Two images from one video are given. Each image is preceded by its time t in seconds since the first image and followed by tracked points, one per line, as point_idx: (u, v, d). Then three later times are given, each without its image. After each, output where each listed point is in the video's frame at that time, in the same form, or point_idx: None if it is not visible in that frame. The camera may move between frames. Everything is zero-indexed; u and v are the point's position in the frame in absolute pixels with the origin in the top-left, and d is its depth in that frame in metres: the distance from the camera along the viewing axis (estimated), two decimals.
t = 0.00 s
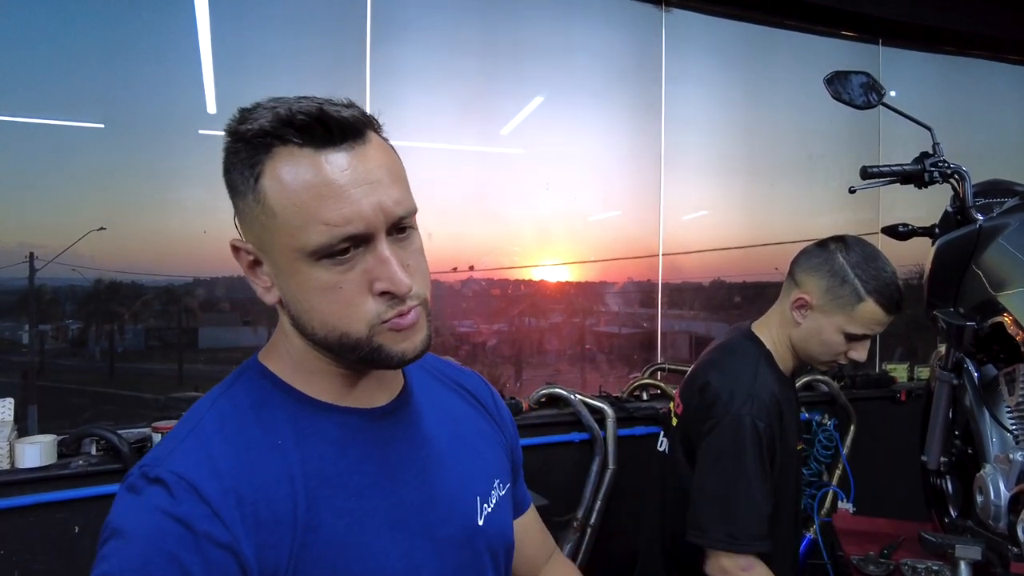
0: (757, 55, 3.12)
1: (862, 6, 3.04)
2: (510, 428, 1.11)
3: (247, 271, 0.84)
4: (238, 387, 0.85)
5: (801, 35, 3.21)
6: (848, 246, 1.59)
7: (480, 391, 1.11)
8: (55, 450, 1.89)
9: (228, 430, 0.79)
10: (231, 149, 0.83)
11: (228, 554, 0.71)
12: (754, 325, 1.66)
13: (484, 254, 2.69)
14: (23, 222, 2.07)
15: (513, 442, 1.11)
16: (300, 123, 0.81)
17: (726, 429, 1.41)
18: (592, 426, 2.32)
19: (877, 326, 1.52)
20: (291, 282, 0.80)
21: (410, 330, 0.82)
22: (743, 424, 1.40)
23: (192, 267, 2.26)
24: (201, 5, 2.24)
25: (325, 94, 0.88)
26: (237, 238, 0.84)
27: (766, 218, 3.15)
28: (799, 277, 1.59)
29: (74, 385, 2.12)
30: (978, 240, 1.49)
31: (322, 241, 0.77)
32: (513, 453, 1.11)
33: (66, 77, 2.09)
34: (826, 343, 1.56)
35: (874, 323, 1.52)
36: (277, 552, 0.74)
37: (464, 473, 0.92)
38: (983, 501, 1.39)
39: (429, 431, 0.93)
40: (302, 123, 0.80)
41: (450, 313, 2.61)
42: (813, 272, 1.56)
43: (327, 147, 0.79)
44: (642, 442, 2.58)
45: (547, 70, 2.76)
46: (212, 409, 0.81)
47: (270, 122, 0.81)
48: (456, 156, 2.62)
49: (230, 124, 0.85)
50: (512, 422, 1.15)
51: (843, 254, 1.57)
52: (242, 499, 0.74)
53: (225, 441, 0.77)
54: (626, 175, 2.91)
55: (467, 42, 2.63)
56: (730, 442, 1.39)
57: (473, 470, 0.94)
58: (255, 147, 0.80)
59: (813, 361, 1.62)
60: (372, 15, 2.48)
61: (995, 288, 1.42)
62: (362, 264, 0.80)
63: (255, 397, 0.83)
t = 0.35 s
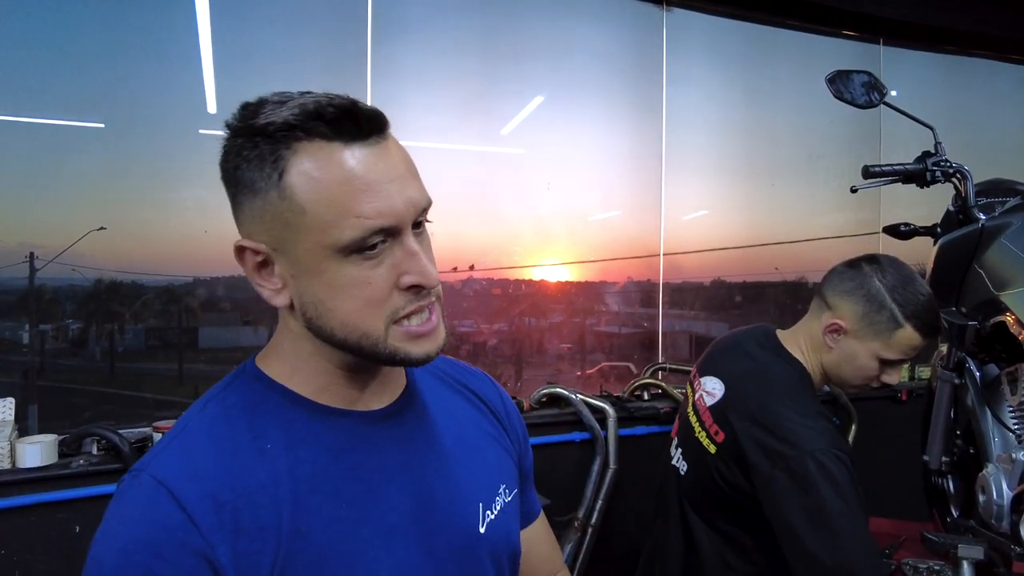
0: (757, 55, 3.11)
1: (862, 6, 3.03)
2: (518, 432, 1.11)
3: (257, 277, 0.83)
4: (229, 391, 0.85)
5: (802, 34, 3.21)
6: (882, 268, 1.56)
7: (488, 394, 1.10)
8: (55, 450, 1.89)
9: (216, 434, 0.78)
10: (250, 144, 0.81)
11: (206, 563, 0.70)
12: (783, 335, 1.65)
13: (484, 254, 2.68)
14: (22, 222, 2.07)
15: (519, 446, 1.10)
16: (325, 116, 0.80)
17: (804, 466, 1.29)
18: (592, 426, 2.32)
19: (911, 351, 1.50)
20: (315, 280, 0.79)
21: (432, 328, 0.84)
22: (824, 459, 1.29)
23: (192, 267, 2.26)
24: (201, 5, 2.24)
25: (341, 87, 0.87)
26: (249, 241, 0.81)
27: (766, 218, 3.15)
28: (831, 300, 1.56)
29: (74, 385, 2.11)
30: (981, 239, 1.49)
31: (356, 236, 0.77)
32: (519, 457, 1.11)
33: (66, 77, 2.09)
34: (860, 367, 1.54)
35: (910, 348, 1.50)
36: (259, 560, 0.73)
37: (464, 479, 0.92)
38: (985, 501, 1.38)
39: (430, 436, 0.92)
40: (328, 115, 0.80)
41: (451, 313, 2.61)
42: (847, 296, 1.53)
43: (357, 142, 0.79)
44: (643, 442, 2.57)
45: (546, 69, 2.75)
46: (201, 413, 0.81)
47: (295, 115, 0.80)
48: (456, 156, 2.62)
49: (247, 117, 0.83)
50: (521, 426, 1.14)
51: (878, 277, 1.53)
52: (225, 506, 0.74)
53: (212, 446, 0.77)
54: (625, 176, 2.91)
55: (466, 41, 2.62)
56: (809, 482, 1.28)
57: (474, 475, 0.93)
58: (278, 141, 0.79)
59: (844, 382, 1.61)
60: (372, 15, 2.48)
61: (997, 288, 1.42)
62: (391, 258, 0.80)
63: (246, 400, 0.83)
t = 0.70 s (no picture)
0: (757, 55, 3.11)
1: (864, 5, 3.03)
2: (538, 439, 1.04)
3: (273, 272, 0.78)
4: (222, 397, 0.81)
5: (803, 34, 3.20)
6: (893, 260, 1.55)
7: (505, 399, 1.04)
8: (56, 450, 1.89)
9: (200, 445, 0.74)
10: (279, 129, 0.77)
11: None
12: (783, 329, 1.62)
13: (485, 254, 2.68)
14: (22, 222, 2.06)
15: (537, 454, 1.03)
16: (364, 103, 0.77)
17: (784, 456, 1.27)
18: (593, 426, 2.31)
19: (916, 343, 1.51)
20: (342, 276, 0.74)
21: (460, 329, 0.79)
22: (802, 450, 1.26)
23: (192, 267, 2.26)
24: (201, 5, 2.24)
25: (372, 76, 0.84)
26: (270, 231, 0.77)
27: (767, 218, 3.14)
28: (841, 289, 1.55)
29: (74, 385, 2.11)
30: (983, 239, 1.48)
31: (388, 230, 0.73)
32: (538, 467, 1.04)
33: (66, 77, 2.08)
34: (865, 358, 1.53)
35: (916, 340, 1.50)
36: None
37: (471, 495, 0.85)
38: (988, 501, 1.37)
39: (434, 449, 0.86)
40: (367, 104, 0.77)
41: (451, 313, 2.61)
42: (860, 286, 1.52)
43: (396, 133, 0.76)
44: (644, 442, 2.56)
45: (547, 68, 2.75)
46: (189, 421, 0.78)
47: (332, 101, 0.77)
48: (456, 155, 2.62)
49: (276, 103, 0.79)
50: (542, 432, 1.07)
51: (890, 269, 1.53)
52: (201, 527, 0.70)
53: (194, 459, 0.73)
54: (626, 175, 2.91)
55: (467, 40, 2.62)
56: (784, 470, 1.25)
57: (483, 491, 0.87)
58: (313, 129, 0.75)
59: (845, 373, 1.59)
60: (373, 14, 2.47)
61: (1000, 288, 1.41)
62: (421, 256, 0.76)
63: (238, 407, 0.79)
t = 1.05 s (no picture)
0: (759, 53, 3.10)
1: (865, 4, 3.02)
2: (540, 440, 1.03)
3: (331, 256, 0.74)
4: (233, 398, 0.75)
5: (804, 33, 3.19)
6: (880, 256, 1.55)
7: (510, 398, 1.02)
8: (55, 451, 1.89)
9: (216, 453, 0.69)
10: (363, 102, 0.75)
11: None
12: (761, 326, 1.62)
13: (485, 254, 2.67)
14: (21, 221, 2.05)
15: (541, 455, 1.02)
16: (450, 87, 0.78)
17: (708, 428, 1.40)
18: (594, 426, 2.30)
19: (893, 342, 1.51)
20: (415, 262, 0.73)
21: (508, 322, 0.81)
22: (722, 421, 1.39)
23: (192, 267, 2.25)
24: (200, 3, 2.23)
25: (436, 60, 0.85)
26: (339, 209, 0.73)
27: (770, 217, 3.13)
28: (824, 282, 1.55)
29: (73, 386, 2.10)
30: (988, 238, 1.47)
31: (469, 214, 0.74)
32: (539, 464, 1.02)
33: (66, 75, 2.07)
34: (841, 352, 1.52)
35: (893, 338, 1.49)
36: None
37: (489, 501, 0.83)
38: (992, 503, 1.36)
39: (453, 453, 0.83)
40: (451, 86, 0.78)
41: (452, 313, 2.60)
42: (843, 280, 1.52)
43: (477, 123, 0.79)
44: (646, 442, 2.54)
45: (549, 66, 2.74)
46: (197, 425, 0.72)
47: (420, 80, 0.77)
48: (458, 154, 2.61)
49: (353, 74, 0.77)
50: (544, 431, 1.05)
51: (876, 266, 1.53)
52: (221, 542, 0.65)
53: (208, 465, 0.68)
54: (628, 174, 2.90)
55: (468, 39, 2.61)
56: (706, 439, 1.39)
57: (499, 496, 0.85)
58: (401, 105, 0.75)
59: (821, 368, 1.59)
60: (374, 12, 2.46)
61: (1004, 287, 1.40)
62: (487, 244, 0.76)
63: (255, 411, 0.74)
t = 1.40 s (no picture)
0: (761, 52, 3.10)
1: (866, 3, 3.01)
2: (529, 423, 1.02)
3: (347, 259, 0.73)
4: (242, 417, 0.71)
5: (806, 32, 3.19)
6: (881, 257, 1.55)
7: (488, 382, 1.00)
8: (55, 451, 1.89)
9: (249, 473, 0.66)
10: (385, 104, 0.75)
11: None
12: (758, 324, 1.61)
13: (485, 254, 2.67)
14: (21, 221, 2.05)
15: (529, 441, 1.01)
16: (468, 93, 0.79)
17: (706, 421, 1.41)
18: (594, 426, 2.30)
19: (890, 342, 1.51)
20: (432, 267, 0.73)
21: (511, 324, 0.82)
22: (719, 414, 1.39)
23: (193, 267, 2.25)
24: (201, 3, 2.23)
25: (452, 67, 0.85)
26: (357, 213, 0.73)
27: (771, 217, 3.13)
28: (825, 281, 1.54)
29: (74, 386, 2.10)
30: (990, 238, 1.47)
31: (486, 220, 0.75)
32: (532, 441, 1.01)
33: (67, 75, 2.07)
34: (839, 351, 1.52)
35: (890, 339, 1.49)
36: None
37: (496, 491, 0.84)
38: (994, 503, 1.35)
39: (454, 448, 0.83)
40: (471, 94, 0.78)
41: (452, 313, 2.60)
42: (843, 280, 1.52)
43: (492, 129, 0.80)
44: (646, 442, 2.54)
45: (550, 66, 2.74)
46: (217, 447, 0.68)
47: (441, 85, 0.77)
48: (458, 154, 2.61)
49: (375, 77, 0.77)
50: (524, 401, 1.03)
51: (876, 267, 1.52)
52: (276, 561, 0.63)
53: (241, 487, 0.65)
54: (629, 174, 2.90)
55: (468, 39, 2.61)
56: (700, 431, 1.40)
57: (502, 486, 0.86)
58: (425, 111, 0.75)
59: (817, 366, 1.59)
60: (375, 13, 2.46)
61: (1004, 287, 1.40)
62: (498, 247, 0.77)
63: (272, 425, 0.70)
